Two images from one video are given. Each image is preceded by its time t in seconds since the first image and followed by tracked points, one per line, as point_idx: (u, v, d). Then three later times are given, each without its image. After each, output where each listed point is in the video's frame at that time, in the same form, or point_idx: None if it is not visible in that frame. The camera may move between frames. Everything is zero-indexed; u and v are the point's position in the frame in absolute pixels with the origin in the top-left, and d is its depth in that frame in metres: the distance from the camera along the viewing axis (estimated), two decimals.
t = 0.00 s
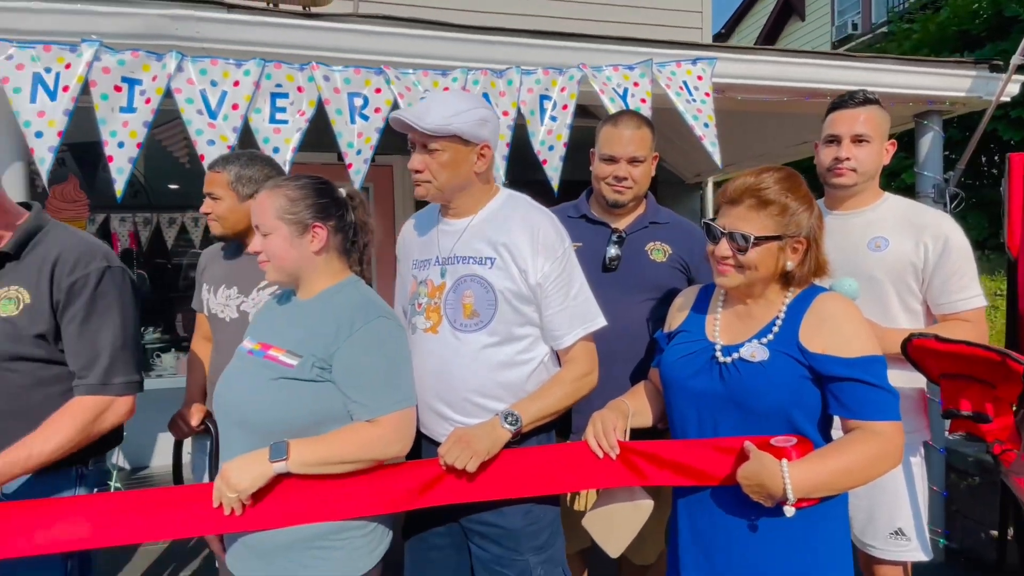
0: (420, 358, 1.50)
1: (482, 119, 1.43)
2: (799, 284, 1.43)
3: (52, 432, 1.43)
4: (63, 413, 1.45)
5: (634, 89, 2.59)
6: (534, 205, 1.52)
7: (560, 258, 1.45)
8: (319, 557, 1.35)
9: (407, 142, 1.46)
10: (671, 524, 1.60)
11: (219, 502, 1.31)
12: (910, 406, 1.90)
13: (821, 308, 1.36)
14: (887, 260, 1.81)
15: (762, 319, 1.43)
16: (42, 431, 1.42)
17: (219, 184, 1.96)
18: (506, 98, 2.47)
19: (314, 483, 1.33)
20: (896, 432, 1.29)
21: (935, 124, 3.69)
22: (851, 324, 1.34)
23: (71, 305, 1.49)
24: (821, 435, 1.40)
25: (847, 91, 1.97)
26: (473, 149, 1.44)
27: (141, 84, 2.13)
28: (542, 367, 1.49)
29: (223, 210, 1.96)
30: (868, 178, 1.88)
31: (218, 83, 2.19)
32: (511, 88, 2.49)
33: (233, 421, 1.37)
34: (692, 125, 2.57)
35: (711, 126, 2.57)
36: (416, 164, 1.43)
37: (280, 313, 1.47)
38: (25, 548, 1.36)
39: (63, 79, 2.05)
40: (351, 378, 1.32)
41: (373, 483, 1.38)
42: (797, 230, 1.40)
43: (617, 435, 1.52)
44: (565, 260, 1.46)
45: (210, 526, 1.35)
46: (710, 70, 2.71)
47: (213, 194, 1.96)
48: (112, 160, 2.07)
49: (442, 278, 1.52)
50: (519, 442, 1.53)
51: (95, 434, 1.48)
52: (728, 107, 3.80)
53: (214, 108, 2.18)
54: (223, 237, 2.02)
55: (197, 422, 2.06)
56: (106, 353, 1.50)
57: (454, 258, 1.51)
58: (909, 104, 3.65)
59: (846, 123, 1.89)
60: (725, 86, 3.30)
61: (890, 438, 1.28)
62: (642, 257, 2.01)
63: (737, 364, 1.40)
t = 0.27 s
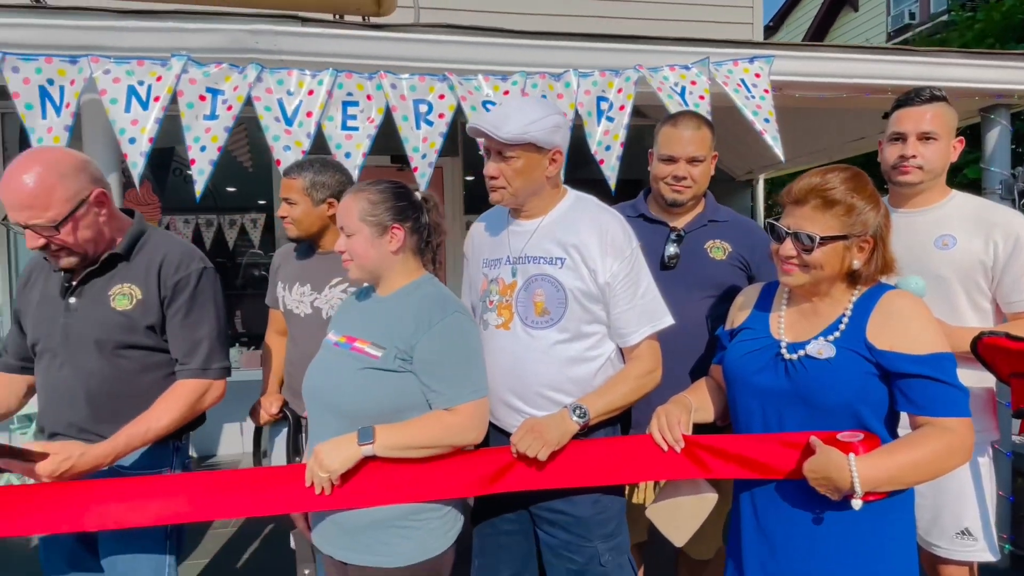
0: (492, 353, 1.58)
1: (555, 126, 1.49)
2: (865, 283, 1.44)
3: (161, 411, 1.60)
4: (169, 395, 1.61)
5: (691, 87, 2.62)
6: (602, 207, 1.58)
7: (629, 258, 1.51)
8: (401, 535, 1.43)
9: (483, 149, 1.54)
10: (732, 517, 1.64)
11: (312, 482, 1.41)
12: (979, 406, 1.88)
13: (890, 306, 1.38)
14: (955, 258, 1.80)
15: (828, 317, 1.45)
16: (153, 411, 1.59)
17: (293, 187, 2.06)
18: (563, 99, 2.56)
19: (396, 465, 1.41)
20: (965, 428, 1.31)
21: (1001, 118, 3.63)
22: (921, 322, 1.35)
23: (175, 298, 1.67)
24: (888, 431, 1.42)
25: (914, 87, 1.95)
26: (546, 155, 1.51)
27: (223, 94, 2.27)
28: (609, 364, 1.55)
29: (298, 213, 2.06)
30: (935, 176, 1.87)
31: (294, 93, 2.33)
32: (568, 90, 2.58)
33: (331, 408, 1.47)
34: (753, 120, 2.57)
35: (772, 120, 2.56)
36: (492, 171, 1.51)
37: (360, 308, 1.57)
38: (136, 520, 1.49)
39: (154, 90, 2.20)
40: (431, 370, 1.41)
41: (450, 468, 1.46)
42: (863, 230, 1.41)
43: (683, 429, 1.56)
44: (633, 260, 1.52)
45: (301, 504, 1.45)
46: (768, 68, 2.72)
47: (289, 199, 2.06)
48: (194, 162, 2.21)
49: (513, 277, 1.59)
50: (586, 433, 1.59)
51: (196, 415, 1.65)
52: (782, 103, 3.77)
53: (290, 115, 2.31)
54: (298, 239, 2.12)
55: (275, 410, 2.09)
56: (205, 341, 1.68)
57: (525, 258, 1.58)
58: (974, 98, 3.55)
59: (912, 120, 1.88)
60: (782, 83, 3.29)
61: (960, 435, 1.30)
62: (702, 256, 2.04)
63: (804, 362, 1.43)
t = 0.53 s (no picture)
0: (561, 344, 1.66)
1: (625, 127, 1.56)
2: (932, 279, 1.46)
3: (257, 387, 1.83)
4: (262, 373, 1.85)
5: (748, 84, 2.65)
6: (669, 205, 1.64)
7: (695, 254, 1.57)
8: (478, 511, 1.53)
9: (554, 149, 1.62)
10: (793, 506, 1.69)
11: (395, 462, 1.52)
12: None
13: (959, 302, 1.40)
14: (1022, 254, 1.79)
15: (894, 311, 1.48)
16: (250, 387, 1.82)
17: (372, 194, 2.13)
18: (620, 98, 2.63)
19: (473, 448, 1.52)
20: None
21: None
22: (991, 318, 1.37)
23: (265, 288, 1.92)
24: (954, 424, 1.44)
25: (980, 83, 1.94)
26: (616, 155, 1.58)
27: (300, 101, 2.43)
28: (674, 357, 1.61)
29: (381, 219, 2.15)
30: (1001, 172, 1.86)
31: (364, 97, 2.48)
32: (625, 89, 2.65)
33: (415, 397, 1.56)
34: (811, 116, 2.58)
35: (832, 115, 2.56)
36: (562, 170, 1.59)
37: (434, 300, 1.66)
38: (235, 493, 1.62)
39: (237, 98, 2.36)
40: (505, 358, 1.49)
41: (522, 451, 1.56)
42: (930, 228, 1.43)
43: (746, 420, 1.61)
44: (699, 256, 1.58)
45: (384, 483, 1.57)
46: (826, 65, 2.72)
47: (372, 206, 2.14)
48: (274, 164, 2.33)
49: (581, 272, 1.67)
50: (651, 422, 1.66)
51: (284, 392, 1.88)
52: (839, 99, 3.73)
53: (361, 117, 2.45)
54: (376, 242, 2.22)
55: (348, 397, 2.20)
56: (289, 326, 1.92)
57: (592, 253, 1.65)
58: None
59: (978, 116, 1.88)
60: (839, 80, 3.26)
61: None
62: (763, 252, 2.07)
63: (870, 356, 1.46)
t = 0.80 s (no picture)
0: (621, 335, 1.74)
1: (688, 126, 1.64)
2: (992, 276, 1.49)
3: (330, 368, 2.02)
4: (335, 355, 2.04)
5: (802, 80, 2.68)
6: (728, 202, 1.71)
7: (755, 249, 1.63)
8: (543, 493, 1.62)
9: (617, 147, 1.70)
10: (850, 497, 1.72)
11: (465, 445, 1.62)
12: None
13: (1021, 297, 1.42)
14: None
15: (953, 306, 1.50)
16: (326, 368, 2.01)
17: (440, 198, 2.22)
18: (674, 97, 2.68)
19: (540, 433, 1.60)
20: None
21: None
22: None
23: (334, 277, 2.14)
24: (1016, 417, 1.46)
25: None
26: (678, 153, 1.66)
27: (366, 106, 2.60)
28: (732, 349, 1.68)
29: (449, 221, 2.26)
30: None
31: (425, 102, 2.63)
32: (678, 89, 2.70)
33: (481, 383, 1.66)
34: (868, 111, 2.58)
35: (889, 110, 2.56)
36: (626, 167, 1.68)
37: (497, 295, 1.74)
38: (316, 471, 1.74)
39: (309, 104, 2.55)
40: (568, 348, 1.56)
41: (585, 438, 1.64)
42: (992, 225, 1.45)
43: (804, 412, 1.65)
44: (759, 251, 1.64)
45: (455, 464, 1.67)
46: (882, 61, 2.73)
47: (440, 209, 2.24)
48: (343, 167, 2.50)
49: (640, 266, 1.74)
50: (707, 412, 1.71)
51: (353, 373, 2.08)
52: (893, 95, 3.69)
53: (423, 121, 2.61)
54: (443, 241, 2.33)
55: (415, 386, 2.28)
56: (354, 313, 2.13)
57: (653, 248, 1.73)
58: None
59: None
60: (894, 76, 3.23)
61: None
62: (818, 249, 2.10)
63: (930, 349, 1.49)
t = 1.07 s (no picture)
0: (675, 330, 1.83)
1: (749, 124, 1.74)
2: None
3: (395, 358, 2.16)
4: (397, 346, 2.18)
5: (854, 79, 2.69)
6: (781, 202, 1.78)
7: (808, 247, 1.69)
8: (598, 483, 1.69)
9: (681, 145, 1.78)
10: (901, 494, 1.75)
11: (525, 435, 1.70)
12: None
13: None
14: None
15: (1008, 306, 1.51)
16: (390, 358, 2.15)
17: (497, 203, 2.32)
18: (724, 99, 2.73)
19: (596, 426, 1.68)
20: None
21: None
22: None
23: (392, 273, 2.26)
24: None
25: None
26: (741, 149, 1.76)
27: (424, 113, 2.80)
28: (785, 345, 1.75)
29: (506, 224, 2.36)
30: None
31: (479, 108, 2.77)
32: (728, 91, 2.73)
33: (536, 377, 1.73)
34: (924, 108, 2.56)
35: (946, 106, 2.54)
36: (697, 165, 1.75)
37: (552, 293, 1.80)
38: (385, 456, 1.88)
39: (370, 113, 2.79)
40: (623, 345, 1.62)
41: (640, 431, 1.71)
42: None
43: (856, 409, 1.68)
44: (812, 249, 1.70)
45: (513, 453, 1.77)
46: (936, 60, 2.73)
47: (498, 213, 2.34)
48: (402, 172, 2.74)
49: (694, 263, 1.83)
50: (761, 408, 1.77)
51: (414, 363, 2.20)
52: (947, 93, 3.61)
53: (477, 126, 2.75)
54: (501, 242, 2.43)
55: (471, 379, 2.40)
56: (412, 306, 2.26)
57: (706, 246, 1.82)
58: None
59: None
60: (949, 74, 3.18)
61: None
62: (871, 249, 2.11)
63: (983, 348, 1.50)
